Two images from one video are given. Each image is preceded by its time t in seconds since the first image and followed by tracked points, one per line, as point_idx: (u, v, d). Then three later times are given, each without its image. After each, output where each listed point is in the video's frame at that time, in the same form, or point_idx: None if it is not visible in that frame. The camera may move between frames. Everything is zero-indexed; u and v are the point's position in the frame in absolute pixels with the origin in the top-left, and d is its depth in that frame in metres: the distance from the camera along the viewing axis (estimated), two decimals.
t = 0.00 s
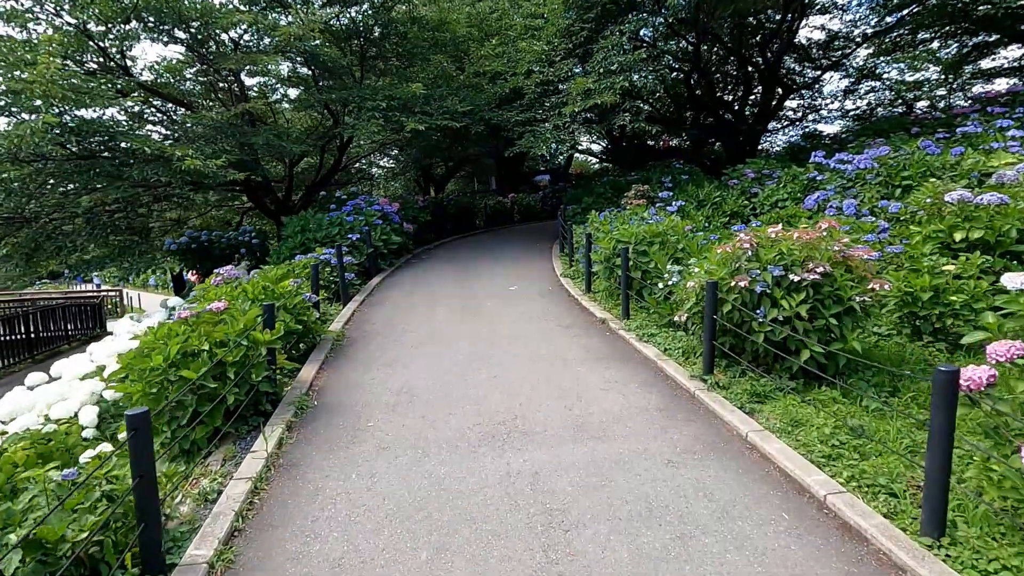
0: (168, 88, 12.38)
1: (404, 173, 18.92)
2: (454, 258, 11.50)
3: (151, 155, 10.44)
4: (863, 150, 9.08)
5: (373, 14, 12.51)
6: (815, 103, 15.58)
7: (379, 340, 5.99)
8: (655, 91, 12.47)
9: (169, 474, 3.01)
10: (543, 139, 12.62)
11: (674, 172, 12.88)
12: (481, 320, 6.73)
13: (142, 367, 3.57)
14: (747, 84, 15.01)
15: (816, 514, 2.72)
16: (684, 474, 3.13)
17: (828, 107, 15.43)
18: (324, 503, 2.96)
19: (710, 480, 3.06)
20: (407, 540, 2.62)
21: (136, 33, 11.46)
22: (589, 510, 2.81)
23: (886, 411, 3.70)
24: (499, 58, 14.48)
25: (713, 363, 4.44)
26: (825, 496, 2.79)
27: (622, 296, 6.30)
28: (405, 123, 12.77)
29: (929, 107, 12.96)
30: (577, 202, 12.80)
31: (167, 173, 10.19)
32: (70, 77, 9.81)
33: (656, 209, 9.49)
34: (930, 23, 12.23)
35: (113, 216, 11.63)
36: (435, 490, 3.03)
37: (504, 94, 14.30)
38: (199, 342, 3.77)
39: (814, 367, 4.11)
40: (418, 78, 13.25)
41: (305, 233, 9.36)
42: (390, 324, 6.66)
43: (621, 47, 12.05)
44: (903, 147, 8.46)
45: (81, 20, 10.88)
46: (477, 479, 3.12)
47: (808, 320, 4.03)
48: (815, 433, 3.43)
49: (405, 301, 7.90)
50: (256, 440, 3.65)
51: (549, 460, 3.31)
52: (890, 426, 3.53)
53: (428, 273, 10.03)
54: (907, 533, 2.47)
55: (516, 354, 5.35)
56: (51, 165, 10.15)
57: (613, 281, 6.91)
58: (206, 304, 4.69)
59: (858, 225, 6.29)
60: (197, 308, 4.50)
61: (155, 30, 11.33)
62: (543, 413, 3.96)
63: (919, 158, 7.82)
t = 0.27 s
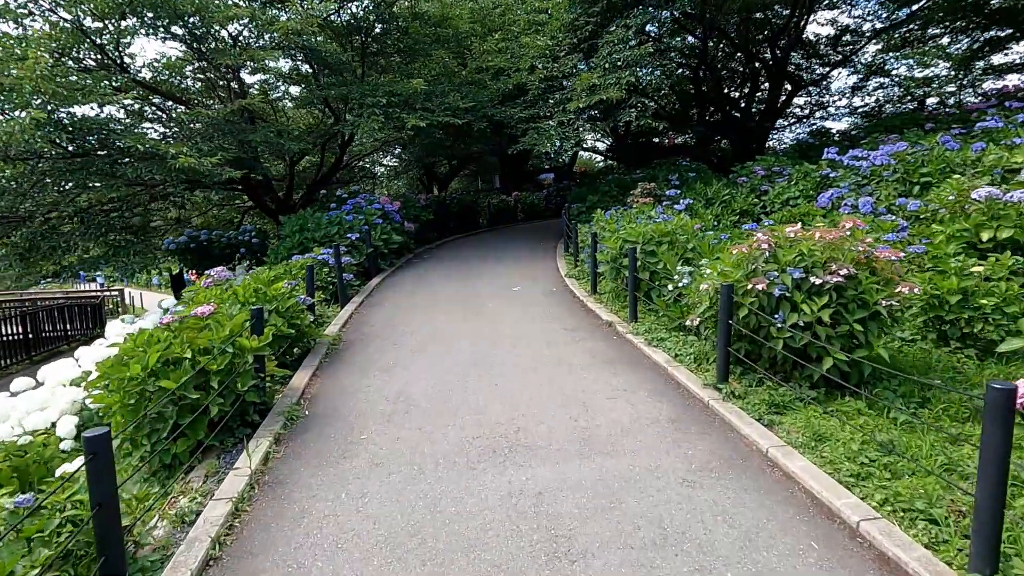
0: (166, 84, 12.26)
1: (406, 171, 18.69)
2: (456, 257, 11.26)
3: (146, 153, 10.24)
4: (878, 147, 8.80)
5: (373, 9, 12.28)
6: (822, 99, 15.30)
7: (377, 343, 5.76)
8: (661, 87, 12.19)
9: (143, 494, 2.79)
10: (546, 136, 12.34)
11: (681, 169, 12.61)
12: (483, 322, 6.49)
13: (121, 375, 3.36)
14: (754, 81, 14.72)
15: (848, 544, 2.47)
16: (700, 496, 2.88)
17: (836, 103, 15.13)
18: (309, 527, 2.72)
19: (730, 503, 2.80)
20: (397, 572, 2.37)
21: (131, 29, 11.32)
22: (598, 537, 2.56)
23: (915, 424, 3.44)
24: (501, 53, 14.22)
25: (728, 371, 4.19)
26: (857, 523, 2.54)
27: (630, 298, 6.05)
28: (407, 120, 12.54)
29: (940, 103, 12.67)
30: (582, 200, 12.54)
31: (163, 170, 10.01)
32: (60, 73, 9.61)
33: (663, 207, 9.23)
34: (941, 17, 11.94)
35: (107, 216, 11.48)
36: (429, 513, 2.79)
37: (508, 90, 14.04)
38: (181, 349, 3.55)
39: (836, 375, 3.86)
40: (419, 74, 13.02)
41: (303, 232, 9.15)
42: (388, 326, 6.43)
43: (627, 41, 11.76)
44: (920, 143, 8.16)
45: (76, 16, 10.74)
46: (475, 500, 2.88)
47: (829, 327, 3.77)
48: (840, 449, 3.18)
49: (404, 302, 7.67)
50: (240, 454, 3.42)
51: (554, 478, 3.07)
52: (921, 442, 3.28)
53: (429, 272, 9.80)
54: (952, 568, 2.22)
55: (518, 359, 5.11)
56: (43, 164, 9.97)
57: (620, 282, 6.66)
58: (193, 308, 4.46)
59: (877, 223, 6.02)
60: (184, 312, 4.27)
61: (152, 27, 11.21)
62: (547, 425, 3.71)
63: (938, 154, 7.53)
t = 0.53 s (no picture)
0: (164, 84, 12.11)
1: (408, 171, 18.44)
2: (458, 260, 11.00)
3: (142, 155, 10.01)
4: (897, 145, 8.47)
5: (375, 6, 12.00)
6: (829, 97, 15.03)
7: (375, 354, 5.49)
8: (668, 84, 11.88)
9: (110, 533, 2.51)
10: (551, 135, 12.03)
11: (689, 169, 12.33)
12: (486, 330, 6.21)
13: (94, 396, 3.07)
14: (761, 78, 14.41)
15: None
16: (730, 534, 2.58)
17: (843, 101, 14.86)
18: (295, 570, 2.45)
19: (763, 543, 2.51)
20: None
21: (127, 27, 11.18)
22: None
23: (960, 448, 3.16)
24: (505, 50, 13.93)
25: (750, 387, 3.90)
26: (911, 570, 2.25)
27: (641, 305, 5.76)
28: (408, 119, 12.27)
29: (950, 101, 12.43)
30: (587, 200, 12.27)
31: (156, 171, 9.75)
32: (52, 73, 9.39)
33: (672, 209, 8.94)
34: (952, 13, 11.69)
35: (103, 217, 11.15)
36: (428, 555, 2.51)
37: (511, 88, 13.76)
38: (162, 366, 3.29)
39: (870, 393, 3.57)
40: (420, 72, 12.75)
41: (301, 235, 8.90)
42: (388, 335, 6.16)
43: (633, 38, 11.46)
44: (942, 141, 7.84)
45: (71, 14, 10.54)
46: (481, 539, 2.60)
47: (861, 340, 3.47)
48: (881, 478, 2.89)
49: (405, 308, 7.40)
50: (224, 482, 3.14)
51: (566, 512, 2.79)
52: (970, 469, 2.97)
53: (431, 276, 9.53)
54: None
55: (524, 371, 4.83)
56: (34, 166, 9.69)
57: (630, 287, 6.37)
58: (179, 319, 4.20)
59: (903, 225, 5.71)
60: (168, 324, 4.01)
61: (148, 26, 11.01)
62: (556, 448, 3.42)
63: (962, 153, 7.21)
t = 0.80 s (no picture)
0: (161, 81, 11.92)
1: (409, 170, 18.21)
2: (458, 260, 10.76)
3: (134, 153, 9.76)
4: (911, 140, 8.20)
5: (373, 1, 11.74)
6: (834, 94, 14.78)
7: (371, 360, 5.24)
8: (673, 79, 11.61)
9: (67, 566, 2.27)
10: (553, 132, 11.76)
11: (695, 166, 12.06)
12: (486, 333, 5.96)
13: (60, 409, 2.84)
14: (767, 74, 14.13)
15: None
16: (755, 566, 2.33)
17: (848, 97, 14.60)
18: None
19: None
20: None
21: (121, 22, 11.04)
22: None
23: (1001, 466, 2.89)
24: (506, 45, 13.65)
25: (768, 398, 3.64)
26: None
27: (649, 308, 5.50)
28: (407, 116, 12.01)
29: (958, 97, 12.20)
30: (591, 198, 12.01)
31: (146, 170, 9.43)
32: (40, 68, 9.16)
33: (678, 207, 8.68)
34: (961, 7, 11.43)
35: (93, 216, 10.82)
36: None
37: (513, 84, 13.50)
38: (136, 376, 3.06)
39: (900, 405, 3.31)
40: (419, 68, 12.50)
41: (297, 235, 8.67)
42: (385, 339, 5.91)
43: (638, 31, 11.18)
44: (960, 136, 7.56)
45: (63, 10, 10.34)
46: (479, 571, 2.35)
47: (890, 348, 3.21)
48: (918, 501, 2.64)
49: (403, 310, 7.16)
50: (201, 504, 2.90)
51: (573, 539, 2.53)
52: (1014, 491, 2.71)
53: (431, 277, 9.29)
54: None
55: (526, 378, 4.58)
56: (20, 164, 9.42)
57: (636, 288, 6.12)
58: (161, 325, 3.97)
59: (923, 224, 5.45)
60: (149, 330, 3.77)
61: (143, 21, 10.81)
62: (562, 465, 3.17)
63: (981, 149, 6.93)
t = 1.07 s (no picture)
0: (156, 79, 11.70)
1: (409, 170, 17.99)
2: (458, 262, 10.52)
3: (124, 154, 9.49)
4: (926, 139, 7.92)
5: None
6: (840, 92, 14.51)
7: (363, 370, 4.99)
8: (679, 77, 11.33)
9: None
10: (555, 130, 11.49)
11: (700, 165, 11.78)
12: (485, 341, 5.71)
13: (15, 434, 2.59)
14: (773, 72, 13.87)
15: None
16: None
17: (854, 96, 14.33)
18: None
19: None
20: None
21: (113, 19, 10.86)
22: None
23: None
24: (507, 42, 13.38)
25: (786, 417, 3.38)
26: None
27: (655, 315, 5.23)
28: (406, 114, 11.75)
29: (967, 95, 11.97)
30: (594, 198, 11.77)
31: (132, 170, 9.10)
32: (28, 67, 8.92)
33: (684, 208, 8.42)
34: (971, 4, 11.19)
35: (83, 219, 10.62)
36: None
37: (514, 82, 13.22)
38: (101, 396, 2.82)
39: (930, 426, 3.04)
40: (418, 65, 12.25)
41: (292, 237, 8.44)
42: (379, 347, 5.66)
43: (642, 27, 10.89)
44: (977, 135, 7.29)
45: (54, 7, 10.11)
46: None
47: (921, 365, 2.94)
48: (958, 539, 2.37)
49: (400, 315, 6.92)
50: (169, 537, 2.66)
51: None
52: None
53: (430, 280, 9.06)
54: None
55: (525, 392, 4.33)
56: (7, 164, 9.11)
57: (642, 294, 5.85)
58: (137, 337, 3.73)
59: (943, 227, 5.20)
60: (123, 343, 3.53)
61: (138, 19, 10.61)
62: (563, 493, 2.92)
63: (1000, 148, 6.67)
